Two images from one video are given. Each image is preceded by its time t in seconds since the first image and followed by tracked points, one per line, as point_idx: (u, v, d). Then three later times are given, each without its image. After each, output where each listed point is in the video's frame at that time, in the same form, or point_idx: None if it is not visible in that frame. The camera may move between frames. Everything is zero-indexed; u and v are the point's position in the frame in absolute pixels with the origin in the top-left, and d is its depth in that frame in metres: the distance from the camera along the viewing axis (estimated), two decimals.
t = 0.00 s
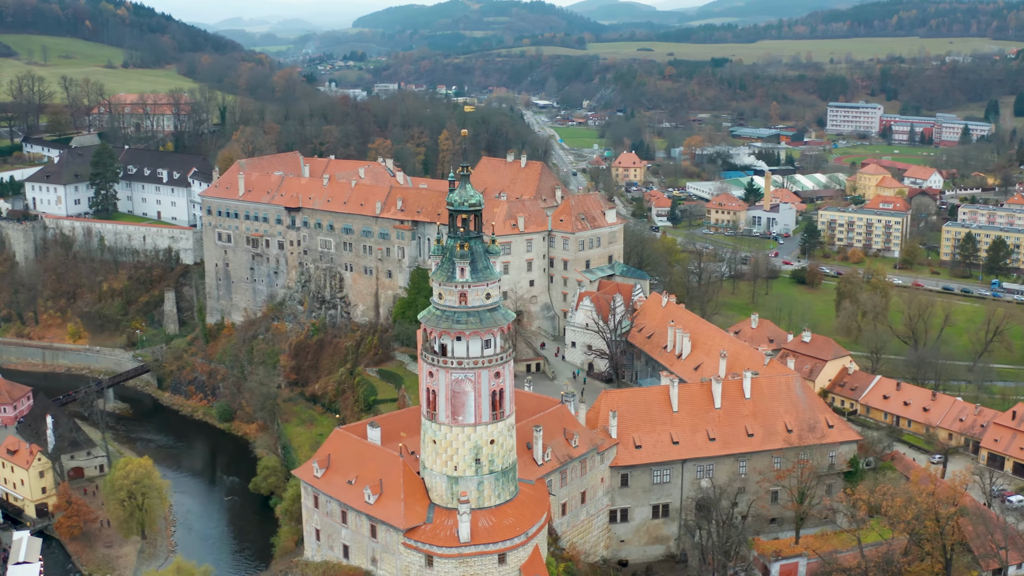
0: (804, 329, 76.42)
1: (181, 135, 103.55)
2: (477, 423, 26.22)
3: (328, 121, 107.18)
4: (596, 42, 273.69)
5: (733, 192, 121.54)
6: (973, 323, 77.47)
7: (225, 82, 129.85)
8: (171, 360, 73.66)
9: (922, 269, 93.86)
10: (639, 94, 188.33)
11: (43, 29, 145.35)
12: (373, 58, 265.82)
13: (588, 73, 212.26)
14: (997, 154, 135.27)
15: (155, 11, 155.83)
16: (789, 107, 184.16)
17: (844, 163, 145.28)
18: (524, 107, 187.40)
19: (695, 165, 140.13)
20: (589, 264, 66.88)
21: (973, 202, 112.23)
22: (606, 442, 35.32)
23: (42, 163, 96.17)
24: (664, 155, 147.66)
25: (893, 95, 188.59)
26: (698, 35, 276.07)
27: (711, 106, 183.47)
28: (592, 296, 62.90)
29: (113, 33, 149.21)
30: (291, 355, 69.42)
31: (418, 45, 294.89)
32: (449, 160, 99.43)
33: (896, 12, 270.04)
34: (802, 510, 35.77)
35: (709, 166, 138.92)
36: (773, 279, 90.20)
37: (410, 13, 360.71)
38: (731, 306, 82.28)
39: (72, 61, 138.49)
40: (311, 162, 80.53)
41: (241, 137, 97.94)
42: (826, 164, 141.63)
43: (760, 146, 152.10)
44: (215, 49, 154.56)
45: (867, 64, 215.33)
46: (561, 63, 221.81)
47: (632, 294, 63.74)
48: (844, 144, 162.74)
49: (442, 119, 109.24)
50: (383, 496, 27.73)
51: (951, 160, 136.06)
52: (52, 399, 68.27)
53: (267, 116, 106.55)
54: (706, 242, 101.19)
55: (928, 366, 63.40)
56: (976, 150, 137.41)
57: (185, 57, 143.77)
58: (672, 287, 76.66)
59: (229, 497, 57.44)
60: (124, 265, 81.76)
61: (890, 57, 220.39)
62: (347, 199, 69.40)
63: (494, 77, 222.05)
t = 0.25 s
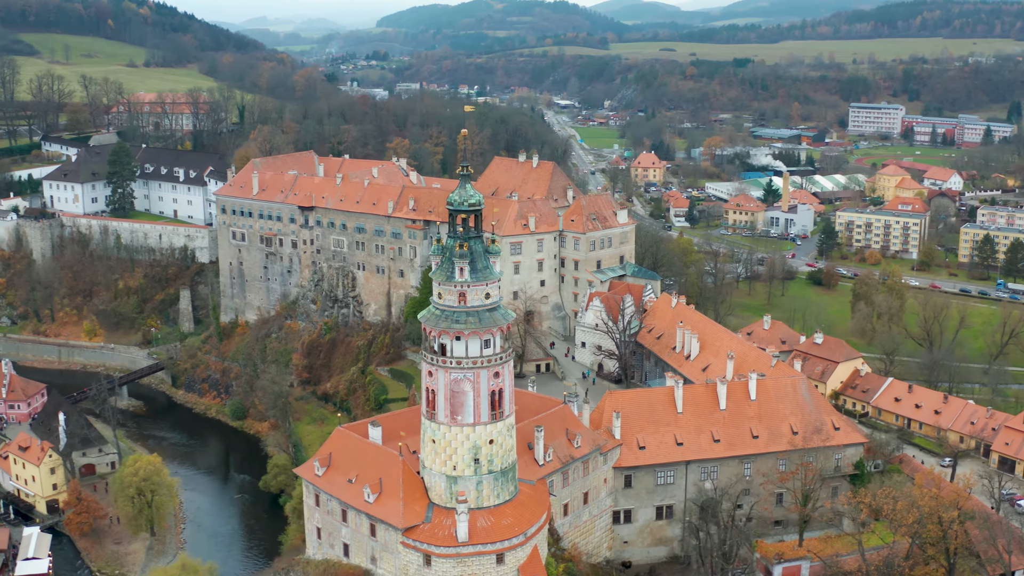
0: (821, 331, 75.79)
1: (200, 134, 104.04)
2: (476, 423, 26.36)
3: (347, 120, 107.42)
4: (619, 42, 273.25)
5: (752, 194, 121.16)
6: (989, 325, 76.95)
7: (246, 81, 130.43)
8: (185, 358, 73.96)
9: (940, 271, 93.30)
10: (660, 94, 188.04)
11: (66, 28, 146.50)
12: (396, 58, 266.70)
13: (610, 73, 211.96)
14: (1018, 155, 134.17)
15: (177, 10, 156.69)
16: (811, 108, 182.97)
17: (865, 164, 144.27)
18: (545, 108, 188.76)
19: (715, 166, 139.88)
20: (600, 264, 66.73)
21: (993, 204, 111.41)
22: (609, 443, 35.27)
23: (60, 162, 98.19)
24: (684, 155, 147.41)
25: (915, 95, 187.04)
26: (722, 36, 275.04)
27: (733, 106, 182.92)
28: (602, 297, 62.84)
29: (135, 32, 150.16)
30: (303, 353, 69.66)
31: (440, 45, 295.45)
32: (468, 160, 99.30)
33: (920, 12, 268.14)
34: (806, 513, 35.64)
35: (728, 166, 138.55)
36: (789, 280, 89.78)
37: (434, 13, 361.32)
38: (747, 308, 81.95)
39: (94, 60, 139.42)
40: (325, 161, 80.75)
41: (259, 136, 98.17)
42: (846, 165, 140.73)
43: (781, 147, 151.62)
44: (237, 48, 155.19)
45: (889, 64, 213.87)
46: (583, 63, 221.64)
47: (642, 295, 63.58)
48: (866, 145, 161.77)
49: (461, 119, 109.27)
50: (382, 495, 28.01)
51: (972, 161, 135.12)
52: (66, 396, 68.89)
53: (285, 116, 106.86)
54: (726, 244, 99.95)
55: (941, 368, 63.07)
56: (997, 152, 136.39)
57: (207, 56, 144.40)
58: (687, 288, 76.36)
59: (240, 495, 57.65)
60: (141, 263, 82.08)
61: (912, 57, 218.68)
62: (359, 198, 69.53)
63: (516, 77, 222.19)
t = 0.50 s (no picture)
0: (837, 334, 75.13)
1: (217, 132, 104.29)
2: (475, 423, 26.49)
3: (364, 119, 107.56)
4: (640, 42, 272.60)
5: (769, 194, 120.65)
6: (1004, 327, 76.40)
7: (265, 81, 130.67)
8: (199, 356, 74.21)
9: (957, 273, 92.67)
10: (680, 94, 187.53)
11: (87, 27, 147.28)
12: (417, 57, 267.12)
13: (631, 74, 211.44)
14: None
15: (198, 10, 157.44)
16: (832, 109, 181.38)
17: (885, 165, 143.28)
18: (565, 108, 189.24)
19: (733, 166, 139.35)
20: (611, 265, 66.55)
21: (1012, 206, 110.51)
22: (613, 444, 35.22)
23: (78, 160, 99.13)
24: (703, 156, 147.20)
25: (936, 96, 185.47)
26: (743, 36, 273.73)
27: (753, 106, 182.12)
28: (611, 297, 62.77)
29: (156, 32, 150.84)
30: (315, 352, 69.87)
31: (461, 44, 295.66)
32: (484, 159, 98.92)
33: (943, 12, 266.14)
34: (810, 515, 35.50)
35: (747, 167, 137.85)
36: (805, 282, 89.16)
37: (455, 13, 361.67)
38: (763, 309, 81.39)
39: (114, 59, 140.21)
40: (339, 161, 80.93)
41: (275, 135, 98.41)
42: (865, 165, 139.82)
43: (800, 148, 151.05)
44: (258, 48, 155.69)
45: (911, 65, 212.27)
46: (604, 63, 221.27)
47: (652, 295, 63.41)
48: (886, 145, 160.70)
49: (478, 119, 109.04)
50: (382, 494, 28.18)
51: (992, 162, 134.04)
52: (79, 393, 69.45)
53: (302, 115, 107.11)
54: (743, 246, 99.22)
55: (954, 370, 62.57)
56: (1017, 153, 135.27)
57: (227, 55, 144.87)
58: (701, 289, 75.89)
59: (251, 493, 57.79)
60: (156, 262, 82.33)
61: (934, 57, 216.69)
62: (372, 198, 69.67)
63: (536, 77, 222.17)
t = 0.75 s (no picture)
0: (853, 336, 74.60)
1: (235, 132, 104.70)
2: (475, 422, 26.82)
3: (382, 119, 107.73)
4: (662, 42, 271.98)
5: (787, 195, 120.11)
6: (1021, 330, 75.79)
7: (285, 80, 131.08)
8: (212, 355, 74.46)
9: (975, 275, 91.97)
10: (701, 94, 187.07)
11: (110, 27, 148.33)
12: (440, 57, 267.67)
13: (652, 74, 210.84)
14: None
15: (220, 10, 158.15)
16: (853, 110, 179.25)
17: (905, 166, 142.21)
18: (586, 108, 189.45)
19: (753, 167, 138.85)
20: (622, 265, 66.42)
21: None
22: (616, 445, 35.16)
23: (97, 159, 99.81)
24: (723, 156, 147.08)
25: (959, 97, 183.83)
26: (767, 36, 272.37)
27: (774, 107, 181.32)
28: (621, 297, 62.66)
29: (178, 31, 151.70)
30: (327, 351, 69.94)
31: (484, 44, 295.98)
32: (502, 159, 98.71)
33: (967, 13, 263.87)
34: (814, 517, 35.34)
35: (767, 167, 137.30)
36: (821, 283, 88.64)
37: (478, 13, 362.19)
38: (778, 309, 80.92)
39: (136, 58, 141.01)
40: (352, 161, 81.10)
41: (293, 135, 98.64)
42: (885, 166, 138.87)
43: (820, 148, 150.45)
44: (279, 47, 156.29)
45: (933, 65, 210.54)
46: (625, 63, 220.89)
47: (662, 295, 63.25)
48: (907, 147, 159.53)
49: (497, 119, 108.77)
50: (382, 493, 28.55)
51: (1013, 164, 132.87)
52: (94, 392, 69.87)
53: (321, 114, 107.33)
54: (760, 247, 98.74)
55: (968, 373, 62.16)
56: None
57: (248, 55, 145.43)
58: (715, 291, 75.51)
59: (261, 491, 57.92)
60: (172, 260, 82.73)
61: (957, 58, 214.73)
62: (384, 197, 69.78)
63: (558, 77, 222.51)
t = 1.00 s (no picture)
0: (867, 339, 74.11)
1: (252, 131, 105.17)
2: (473, 423, 27.09)
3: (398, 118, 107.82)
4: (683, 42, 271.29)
5: (804, 197, 119.58)
6: None
7: (304, 80, 131.47)
8: (225, 353, 74.77)
9: (992, 277, 91.26)
10: (721, 95, 186.63)
11: (130, 26, 149.26)
12: (460, 57, 268.13)
13: (672, 74, 210.24)
14: None
15: (240, 9, 158.79)
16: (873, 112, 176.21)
17: (924, 167, 141.12)
18: (605, 108, 189.59)
19: (771, 168, 138.38)
20: (631, 265, 66.31)
21: None
22: (618, 446, 35.12)
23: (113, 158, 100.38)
24: (741, 156, 146.86)
25: (980, 99, 182.31)
26: (788, 36, 270.96)
27: (793, 108, 180.41)
28: (630, 298, 62.57)
29: (198, 31, 152.45)
30: (338, 351, 70.25)
31: (504, 45, 296.20)
32: (517, 160, 98.61)
33: (989, 14, 261.65)
34: (817, 520, 35.18)
35: (785, 168, 136.82)
36: (835, 284, 88.16)
37: (500, 13, 362.57)
38: (792, 311, 80.49)
39: (155, 58, 141.76)
40: (365, 161, 81.28)
41: (309, 134, 98.87)
42: (904, 167, 137.97)
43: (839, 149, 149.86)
44: (299, 47, 156.83)
45: (954, 66, 208.77)
46: (645, 64, 220.47)
47: (672, 296, 63.12)
48: (927, 148, 158.37)
49: (514, 120, 108.34)
50: (381, 493, 28.96)
51: None
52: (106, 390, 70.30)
53: (337, 114, 107.54)
54: (776, 248, 98.33)
55: (980, 376, 61.69)
56: None
57: (267, 54, 145.93)
58: (728, 292, 75.36)
59: (270, 489, 58.04)
60: (186, 259, 83.05)
61: (979, 59, 212.84)
62: (395, 197, 69.90)
63: (578, 77, 223.11)
